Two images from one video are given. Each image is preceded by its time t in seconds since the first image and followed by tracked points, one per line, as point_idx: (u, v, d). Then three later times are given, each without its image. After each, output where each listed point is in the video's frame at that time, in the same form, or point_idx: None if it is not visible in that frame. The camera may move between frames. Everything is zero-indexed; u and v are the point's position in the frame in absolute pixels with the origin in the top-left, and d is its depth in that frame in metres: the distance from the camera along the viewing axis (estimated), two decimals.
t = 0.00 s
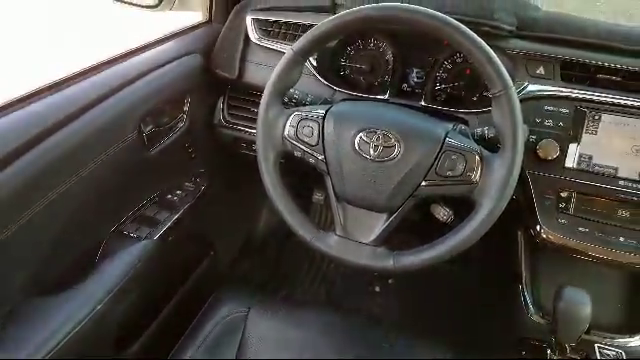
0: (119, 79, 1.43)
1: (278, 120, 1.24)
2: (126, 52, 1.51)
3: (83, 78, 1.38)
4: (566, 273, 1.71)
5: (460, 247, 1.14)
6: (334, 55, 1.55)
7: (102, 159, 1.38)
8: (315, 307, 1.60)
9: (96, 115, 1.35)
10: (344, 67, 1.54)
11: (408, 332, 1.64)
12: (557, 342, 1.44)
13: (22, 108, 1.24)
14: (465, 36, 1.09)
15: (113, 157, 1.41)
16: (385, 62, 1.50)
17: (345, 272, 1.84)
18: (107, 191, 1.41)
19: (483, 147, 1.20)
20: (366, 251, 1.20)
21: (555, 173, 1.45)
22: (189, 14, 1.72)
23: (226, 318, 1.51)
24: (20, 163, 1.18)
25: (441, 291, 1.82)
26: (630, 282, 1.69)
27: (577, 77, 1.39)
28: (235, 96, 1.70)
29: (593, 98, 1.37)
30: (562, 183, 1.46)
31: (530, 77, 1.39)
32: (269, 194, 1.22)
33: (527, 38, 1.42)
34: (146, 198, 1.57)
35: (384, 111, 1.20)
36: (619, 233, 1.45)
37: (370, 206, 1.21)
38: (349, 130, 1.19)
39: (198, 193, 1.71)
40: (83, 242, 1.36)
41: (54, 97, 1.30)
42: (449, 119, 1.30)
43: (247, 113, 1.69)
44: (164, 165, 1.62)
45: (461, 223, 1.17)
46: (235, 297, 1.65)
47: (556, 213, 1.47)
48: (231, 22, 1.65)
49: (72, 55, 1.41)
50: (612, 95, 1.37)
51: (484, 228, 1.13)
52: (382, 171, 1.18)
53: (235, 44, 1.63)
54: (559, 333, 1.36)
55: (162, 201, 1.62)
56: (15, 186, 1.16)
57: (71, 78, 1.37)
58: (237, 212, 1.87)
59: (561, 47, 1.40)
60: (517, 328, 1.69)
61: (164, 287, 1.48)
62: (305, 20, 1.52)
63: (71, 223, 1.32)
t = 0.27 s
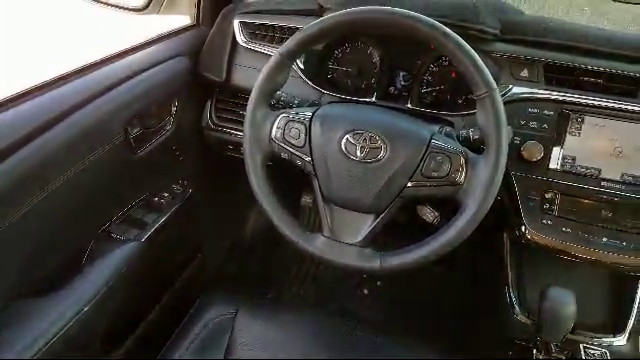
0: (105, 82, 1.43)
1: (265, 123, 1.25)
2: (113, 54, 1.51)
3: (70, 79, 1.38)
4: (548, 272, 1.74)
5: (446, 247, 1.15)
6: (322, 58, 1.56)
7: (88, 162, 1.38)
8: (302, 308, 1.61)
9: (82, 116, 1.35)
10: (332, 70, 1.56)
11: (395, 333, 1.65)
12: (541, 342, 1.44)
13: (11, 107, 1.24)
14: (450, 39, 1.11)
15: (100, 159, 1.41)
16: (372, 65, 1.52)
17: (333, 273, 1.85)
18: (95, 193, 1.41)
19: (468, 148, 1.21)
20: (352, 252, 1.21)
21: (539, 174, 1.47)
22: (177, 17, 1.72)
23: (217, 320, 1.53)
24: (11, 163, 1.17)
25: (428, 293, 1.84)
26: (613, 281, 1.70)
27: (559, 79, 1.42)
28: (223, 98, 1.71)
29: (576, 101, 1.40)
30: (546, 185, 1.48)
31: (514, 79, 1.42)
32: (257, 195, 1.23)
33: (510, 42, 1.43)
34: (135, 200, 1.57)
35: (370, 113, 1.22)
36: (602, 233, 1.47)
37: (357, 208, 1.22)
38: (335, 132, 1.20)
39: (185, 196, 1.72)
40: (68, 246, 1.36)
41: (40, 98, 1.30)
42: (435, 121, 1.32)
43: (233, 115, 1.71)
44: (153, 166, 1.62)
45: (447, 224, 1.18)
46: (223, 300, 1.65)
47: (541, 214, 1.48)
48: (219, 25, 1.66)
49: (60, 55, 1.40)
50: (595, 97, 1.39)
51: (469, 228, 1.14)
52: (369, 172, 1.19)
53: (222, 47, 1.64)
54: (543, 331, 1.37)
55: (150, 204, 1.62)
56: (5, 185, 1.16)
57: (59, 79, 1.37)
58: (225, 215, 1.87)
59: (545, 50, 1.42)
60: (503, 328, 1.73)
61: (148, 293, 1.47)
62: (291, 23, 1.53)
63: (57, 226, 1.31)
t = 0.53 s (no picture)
0: (92, 84, 1.43)
1: (255, 123, 1.25)
2: (101, 56, 1.52)
3: (56, 83, 1.39)
4: (536, 268, 1.76)
5: (436, 245, 1.16)
6: (312, 58, 1.56)
7: (77, 164, 1.38)
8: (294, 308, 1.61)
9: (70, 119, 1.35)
10: (321, 71, 1.56)
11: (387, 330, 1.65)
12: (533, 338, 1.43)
13: None
14: (438, 38, 1.12)
15: (89, 161, 1.41)
16: (362, 66, 1.52)
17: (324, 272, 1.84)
18: (84, 195, 1.41)
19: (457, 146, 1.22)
20: (343, 252, 1.21)
21: (528, 172, 1.49)
22: (167, 19, 1.73)
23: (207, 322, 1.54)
24: None
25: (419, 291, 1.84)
26: (600, 278, 1.73)
27: (547, 78, 1.44)
28: (213, 100, 1.70)
29: (565, 99, 1.40)
30: (535, 182, 1.49)
31: (502, 77, 1.43)
32: (247, 195, 1.23)
33: (500, 41, 1.44)
34: (125, 202, 1.57)
35: (360, 112, 1.22)
36: (592, 229, 1.48)
37: (347, 207, 1.23)
38: (325, 132, 1.21)
39: (176, 197, 1.72)
40: (59, 248, 1.36)
41: (25, 102, 1.30)
42: (424, 121, 1.33)
43: (222, 117, 1.70)
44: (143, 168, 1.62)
45: (437, 222, 1.19)
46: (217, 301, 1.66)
47: (531, 211, 1.50)
48: (207, 26, 1.66)
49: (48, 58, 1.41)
50: (582, 94, 1.40)
51: (460, 225, 1.15)
52: (359, 171, 1.20)
53: (212, 48, 1.64)
54: (533, 328, 1.37)
55: (140, 206, 1.62)
56: None
57: (45, 82, 1.37)
58: (216, 217, 1.88)
59: (534, 49, 1.43)
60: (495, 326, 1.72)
61: (141, 293, 1.47)
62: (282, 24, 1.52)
63: (47, 228, 1.31)
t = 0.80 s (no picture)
0: (80, 88, 1.44)
1: (243, 125, 1.26)
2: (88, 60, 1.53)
3: (44, 87, 1.40)
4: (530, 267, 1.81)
5: (424, 244, 1.17)
6: (300, 60, 1.58)
7: (67, 167, 1.38)
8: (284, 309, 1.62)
9: (60, 122, 1.36)
10: (309, 72, 1.58)
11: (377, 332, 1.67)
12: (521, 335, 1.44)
13: None
14: (423, 39, 1.13)
15: (79, 164, 1.42)
16: (349, 67, 1.54)
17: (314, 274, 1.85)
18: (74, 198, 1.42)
19: (443, 146, 1.23)
20: (332, 252, 1.22)
21: (515, 170, 1.50)
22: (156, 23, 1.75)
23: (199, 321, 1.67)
24: None
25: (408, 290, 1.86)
26: (589, 278, 1.77)
27: (531, 77, 1.45)
28: (202, 103, 1.71)
29: (547, 97, 1.43)
30: (521, 180, 1.51)
31: (487, 78, 1.45)
32: (236, 197, 1.24)
33: (484, 41, 1.46)
34: (114, 205, 1.57)
35: (347, 113, 1.23)
36: (578, 226, 1.48)
37: (335, 207, 1.24)
38: (313, 133, 1.22)
39: (166, 201, 1.73)
40: (50, 251, 1.36)
41: (15, 106, 1.32)
42: (410, 121, 1.34)
43: (212, 120, 1.71)
44: (132, 172, 1.63)
45: (424, 221, 1.20)
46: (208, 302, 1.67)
47: (517, 209, 1.51)
48: (195, 29, 1.67)
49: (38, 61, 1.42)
50: (566, 93, 1.42)
51: (446, 223, 1.16)
52: (346, 172, 1.21)
53: (199, 51, 1.65)
54: (522, 325, 1.38)
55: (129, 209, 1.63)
56: None
57: (34, 86, 1.39)
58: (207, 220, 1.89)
59: (519, 49, 1.44)
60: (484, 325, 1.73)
61: (131, 295, 1.49)
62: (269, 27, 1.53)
63: (38, 230, 1.32)
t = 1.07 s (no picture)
0: (68, 87, 1.43)
1: (232, 124, 1.26)
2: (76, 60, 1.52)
3: (36, 86, 1.39)
4: (521, 264, 1.80)
5: (413, 241, 1.18)
6: (290, 60, 1.58)
7: (56, 167, 1.38)
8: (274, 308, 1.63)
9: (50, 121, 1.36)
10: (300, 72, 1.57)
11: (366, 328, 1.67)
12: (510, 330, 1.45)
13: None
14: (410, 37, 1.14)
15: (68, 164, 1.41)
16: (339, 66, 1.54)
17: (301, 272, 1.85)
18: (64, 198, 1.42)
19: (431, 144, 1.24)
20: (322, 250, 1.22)
21: (503, 167, 1.51)
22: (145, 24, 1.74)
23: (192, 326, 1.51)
24: None
25: (399, 289, 1.86)
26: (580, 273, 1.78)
27: (520, 74, 1.46)
28: (193, 102, 1.70)
29: (537, 95, 1.43)
30: (509, 177, 1.51)
31: (476, 76, 1.45)
32: (225, 196, 1.24)
33: (472, 39, 1.47)
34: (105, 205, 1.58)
35: (336, 111, 1.24)
36: (567, 222, 1.48)
37: (325, 206, 1.24)
38: (302, 132, 1.22)
39: (156, 201, 1.74)
40: (38, 252, 1.36)
41: (5, 104, 1.30)
42: (400, 119, 1.34)
43: (202, 120, 1.71)
44: (120, 173, 1.62)
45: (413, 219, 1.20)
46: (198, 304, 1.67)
47: (506, 206, 1.51)
48: (184, 29, 1.67)
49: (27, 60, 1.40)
50: (554, 91, 1.43)
51: (435, 221, 1.17)
52: (336, 170, 1.21)
53: (188, 51, 1.65)
54: (511, 320, 1.39)
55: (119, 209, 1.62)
56: None
57: (26, 84, 1.37)
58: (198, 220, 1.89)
59: (507, 47, 1.45)
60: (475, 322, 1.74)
61: (120, 295, 1.48)
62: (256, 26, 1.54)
63: (27, 230, 1.32)
